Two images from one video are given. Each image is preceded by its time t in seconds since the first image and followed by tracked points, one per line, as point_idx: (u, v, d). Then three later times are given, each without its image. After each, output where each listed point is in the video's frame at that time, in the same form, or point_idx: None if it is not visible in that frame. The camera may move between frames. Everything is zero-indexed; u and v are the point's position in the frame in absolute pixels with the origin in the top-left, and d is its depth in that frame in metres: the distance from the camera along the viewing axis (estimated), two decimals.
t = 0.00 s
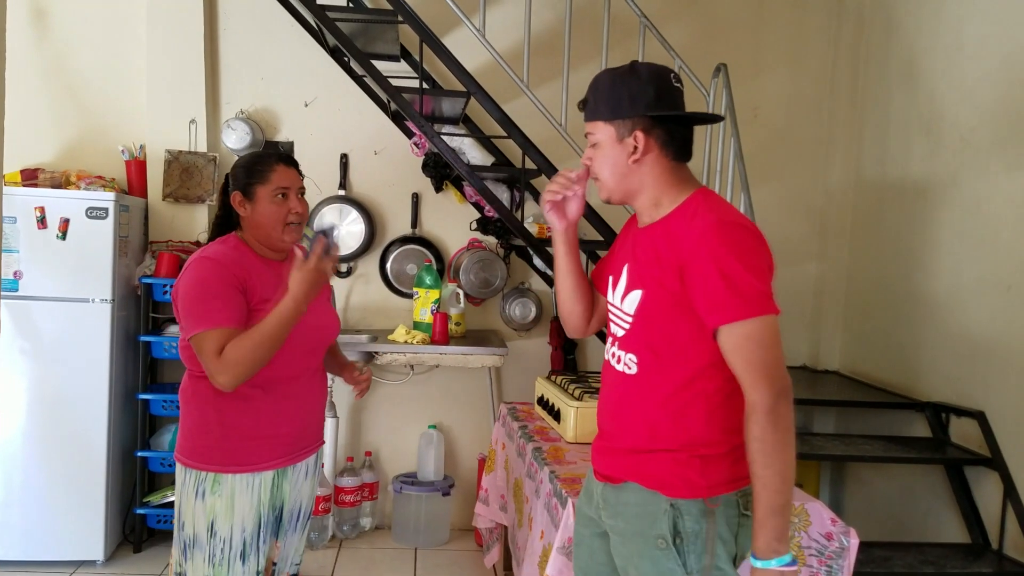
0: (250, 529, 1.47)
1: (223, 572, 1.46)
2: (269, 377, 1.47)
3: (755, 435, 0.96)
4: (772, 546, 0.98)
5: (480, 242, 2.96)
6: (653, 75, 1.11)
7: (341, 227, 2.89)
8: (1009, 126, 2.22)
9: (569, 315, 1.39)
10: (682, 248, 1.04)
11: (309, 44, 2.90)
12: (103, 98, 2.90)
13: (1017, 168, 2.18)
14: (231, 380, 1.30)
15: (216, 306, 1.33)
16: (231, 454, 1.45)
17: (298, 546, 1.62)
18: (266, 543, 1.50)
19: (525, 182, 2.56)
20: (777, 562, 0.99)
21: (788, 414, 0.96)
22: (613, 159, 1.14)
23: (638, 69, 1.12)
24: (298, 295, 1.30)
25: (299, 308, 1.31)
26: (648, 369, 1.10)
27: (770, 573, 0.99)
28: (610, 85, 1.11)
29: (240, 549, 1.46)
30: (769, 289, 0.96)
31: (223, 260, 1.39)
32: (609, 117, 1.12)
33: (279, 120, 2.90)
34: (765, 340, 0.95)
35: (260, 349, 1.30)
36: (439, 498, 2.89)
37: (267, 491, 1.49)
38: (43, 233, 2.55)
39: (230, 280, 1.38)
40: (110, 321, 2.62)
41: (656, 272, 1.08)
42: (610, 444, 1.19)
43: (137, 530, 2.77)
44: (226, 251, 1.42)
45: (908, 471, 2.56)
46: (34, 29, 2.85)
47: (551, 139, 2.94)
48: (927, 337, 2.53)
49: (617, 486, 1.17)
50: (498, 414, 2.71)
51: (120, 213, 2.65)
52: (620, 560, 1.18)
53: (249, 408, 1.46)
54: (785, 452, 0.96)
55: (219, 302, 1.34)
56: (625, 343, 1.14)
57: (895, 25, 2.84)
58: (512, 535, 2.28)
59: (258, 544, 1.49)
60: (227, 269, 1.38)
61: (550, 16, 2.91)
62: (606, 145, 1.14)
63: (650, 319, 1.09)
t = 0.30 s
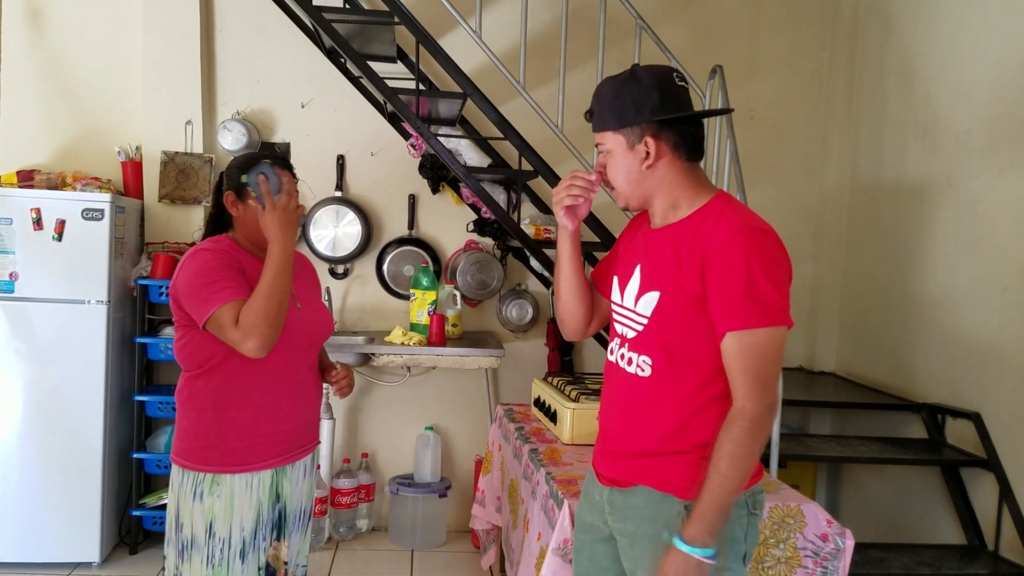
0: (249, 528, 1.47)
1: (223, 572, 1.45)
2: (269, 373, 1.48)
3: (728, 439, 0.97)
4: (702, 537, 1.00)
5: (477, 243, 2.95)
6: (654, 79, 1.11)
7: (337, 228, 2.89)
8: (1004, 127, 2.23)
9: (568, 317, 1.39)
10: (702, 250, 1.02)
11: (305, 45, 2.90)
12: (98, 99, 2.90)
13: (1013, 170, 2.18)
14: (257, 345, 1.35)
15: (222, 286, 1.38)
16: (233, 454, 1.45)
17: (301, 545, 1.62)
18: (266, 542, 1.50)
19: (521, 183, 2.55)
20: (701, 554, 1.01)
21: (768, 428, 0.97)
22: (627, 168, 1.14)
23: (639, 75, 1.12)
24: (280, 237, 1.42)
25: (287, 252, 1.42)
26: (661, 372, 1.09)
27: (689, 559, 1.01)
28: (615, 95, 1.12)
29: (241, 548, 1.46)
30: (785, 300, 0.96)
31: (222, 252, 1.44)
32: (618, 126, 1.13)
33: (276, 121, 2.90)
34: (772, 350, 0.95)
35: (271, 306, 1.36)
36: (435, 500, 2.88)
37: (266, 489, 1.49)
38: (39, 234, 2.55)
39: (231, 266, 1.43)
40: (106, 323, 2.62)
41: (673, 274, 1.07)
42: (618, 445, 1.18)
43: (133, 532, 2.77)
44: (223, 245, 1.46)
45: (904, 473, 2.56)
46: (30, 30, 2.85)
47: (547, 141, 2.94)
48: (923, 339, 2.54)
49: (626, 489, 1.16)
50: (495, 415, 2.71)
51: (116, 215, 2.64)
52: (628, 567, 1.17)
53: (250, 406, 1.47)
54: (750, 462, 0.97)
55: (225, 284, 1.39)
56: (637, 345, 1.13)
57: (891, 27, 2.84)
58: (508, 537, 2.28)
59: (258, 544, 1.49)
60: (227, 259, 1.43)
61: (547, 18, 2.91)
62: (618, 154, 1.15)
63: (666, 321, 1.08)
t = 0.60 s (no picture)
0: (248, 529, 1.47)
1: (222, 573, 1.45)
2: (267, 375, 1.48)
3: (714, 433, 0.97)
4: (669, 520, 0.99)
5: (474, 245, 2.96)
6: (672, 80, 1.11)
7: (335, 230, 2.89)
8: (1000, 129, 2.23)
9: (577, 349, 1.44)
10: (697, 250, 1.02)
11: (302, 47, 2.90)
12: (95, 101, 2.90)
13: (1010, 172, 2.18)
14: (257, 352, 1.35)
15: (221, 294, 1.38)
16: (233, 455, 1.45)
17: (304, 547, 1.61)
18: (266, 542, 1.50)
19: (519, 185, 2.55)
20: (664, 537, 0.99)
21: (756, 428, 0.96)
22: (627, 164, 1.14)
23: (657, 73, 1.11)
24: (280, 247, 1.41)
25: (287, 261, 1.42)
26: (658, 374, 1.09)
27: (651, 540, 1.00)
28: (630, 89, 1.11)
29: (240, 549, 1.46)
30: (780, 301, 0.97)
31: (220, 257, 1.44)
32: (626, 121, 1.12)
33: (273, 123, 2.90)
34: (766, 350, 0.96)
35: (271, 313, 1.36)
36: (432, 502, 2.88)
37: (265, 490, 1.49)
38: (36, 236, 2.55)
39: (229, 272, 1.43)
40: (103, 325, 2.61)
41: (668, 275, 1.07)
42: (615, 446, 1.18)
43: (130, 535, 2.76)
44: (220, 250, 1.46)
45: (901, 474, 2.56)
46: (26, 33, 2.85)
47: (544, 143, 2.95)
48: (920, 340, 2.54)
49: (622, 490, 1.16)
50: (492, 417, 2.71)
51: (113, 217, 2.64)
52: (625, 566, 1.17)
53: (247, 407, 1.46)
54: (733, 458, 0.96)
55: (223, 292, 1.39)
56: (634, 345, 1.12)
57: (888, 28, 2.85)
58: (505, 539, 2.28)
59: (257, 545, 1.49)
60: (225, 265, 1.43)
61: (544, 20, 2.91)
62: (620, 149, 1.14)
63: (662, 322, 1.08)
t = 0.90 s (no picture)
0: (251, 531, 1.47)
1: None
2: (268, 376, 1.48)
3: (753, 439, 0.97)
4: (756, 547, 0.99)
5: (473, 248, 2.96)
6: (668, 86, 1.12)
7: (333, 233, 2.89)
8: (999, 132, 2.23)
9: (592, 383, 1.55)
10: (688, 251, 1.03)
11: (301, 50, 2.90)
12: (94, 104, 2.90)
13: (1008, 174, 2.18)
14: (264, 332, 1.35)
15: (225, 288, 1.38)
16: (234, 458, 1.45)
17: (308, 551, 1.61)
18: (268, 545, 1.50)
19: (517, 188, 2.55)
20: (759, 565, 1.00)
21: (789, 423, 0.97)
22: (617, 165, 1.14)
23: (654, 77, 1.12)
24: (257, 229, 1.43)
25: (265, 238, 1.43)
26: (651, 376, 1.10)
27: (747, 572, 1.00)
28: (626, 90, 1.11)
29: (242, 552, 1.46)
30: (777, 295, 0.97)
31: (221, 256, 1.45)
32: (620, 121, 1.12)
33: (272, 126, 2.90)
34: (768, 347, 0.95)
35: (269, 295, 1.37)
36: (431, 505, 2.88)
37: (267, 492, 1.49)
38: (35, 240, 2.55)
39: (229, 268, 1.43)
40: (102, 329, 2.61)
41: (659, 277, 1.07)
42: (613, 452, 1.17)
43: (128, 539, 2.76)
44: (222, 251, 1.46)
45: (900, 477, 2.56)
46: (26, 36, 2.85)
47: (543, 147, 2.95)
48: (918, 343, 2.54)
49: (617, 494, 1.16)
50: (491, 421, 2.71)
51: (111, 220, 2.64)
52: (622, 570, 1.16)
53: (249, 408, 1.46)
54: (780, 459, 0.97)
55: (226, 286, 1.39)
56: (628, 349, 1.13)
57: (886, 31, 2.85)
58: (504, 543, 2.27)
59: (259, 548, 1.48)
60: (227, 263, 1.44)
61: (542, 24, 2.92)
62: (612, 149, 1.14)
63: (654, 324, 1.08)
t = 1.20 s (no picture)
0: (251, 531, 1.47)
1: None
2: (268, 376, 1.48)
3: (744, 437, 0.96)
4: (738, 544, 0.98)
5: (472, 249, 2.96)
6: (666, 86, 1.12)
7: (332, 234, 2.89)
8: (997, 133, 2.23)
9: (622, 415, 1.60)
10: (685, 252, 1.03)
11: (300, 51, 2.90)
12: (93, 105, 2.90)
13: (1006, 175, 2.18)
14: (265, 342, 1.35)
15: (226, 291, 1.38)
16: (234, 458, 1.45)
17: (310, 551, 1.60)
18: (268, 545, 1.50)
19: (516, 189, 2.55)
20: (741, 560, 0.99)
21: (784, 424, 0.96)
22: (616, 165, 1.14)
23: (652, 78, 1.12)
24: (262, 236, 1.44)
25: (269, 244, 1.44)
26: (650, 376, 1.10)
27: (728, 567, 1.00)
28: (624, 91, 1.11)
29: (242, 552, 1.46)
30: (775, 296, 0.97)
31: (223, 258, 1.44)
32: (618, 122, 1.12)
33: (270, 127, 2.90)
34: (765, 347, 0.95)
35: (272, 304, 1.37)
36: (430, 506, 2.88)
37: (267, 493, 1.49)
38: (33, 241, 2.54)
39: (232, 271, 1.43)
40: (101, 330, 2.61)
41: (657, 278, 1.08)
42: (612, 452, 1.17)
43: (126, 539, 2.76)
44: (222, 252, 1.46)
45: (899, 477, 2.56)
46: (24, 37, 2.85)
47: (541, 147, 2.95)
48: (917, 344, 2.54)
49: (617, 495, 1.16)
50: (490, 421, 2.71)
51: (110, 221, 2.64)
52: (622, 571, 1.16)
53: (248, 408, 1.46)
54: (771, 460, 0.96)
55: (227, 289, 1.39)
56: (626, 350, 1.13)
57: (884, 32, 2.85)
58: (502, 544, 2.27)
59: (260, 548, 1.48)
60: (228, 265, 1.44)
61: (541, 25, 2.92)
62: (610, 150, 1.14)
63: (652, 325, 1.08)
